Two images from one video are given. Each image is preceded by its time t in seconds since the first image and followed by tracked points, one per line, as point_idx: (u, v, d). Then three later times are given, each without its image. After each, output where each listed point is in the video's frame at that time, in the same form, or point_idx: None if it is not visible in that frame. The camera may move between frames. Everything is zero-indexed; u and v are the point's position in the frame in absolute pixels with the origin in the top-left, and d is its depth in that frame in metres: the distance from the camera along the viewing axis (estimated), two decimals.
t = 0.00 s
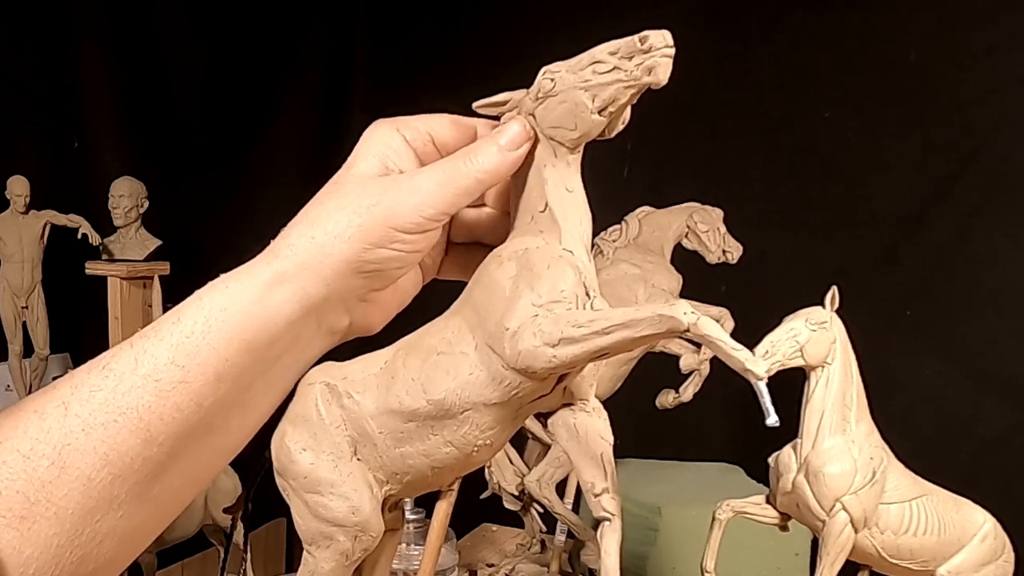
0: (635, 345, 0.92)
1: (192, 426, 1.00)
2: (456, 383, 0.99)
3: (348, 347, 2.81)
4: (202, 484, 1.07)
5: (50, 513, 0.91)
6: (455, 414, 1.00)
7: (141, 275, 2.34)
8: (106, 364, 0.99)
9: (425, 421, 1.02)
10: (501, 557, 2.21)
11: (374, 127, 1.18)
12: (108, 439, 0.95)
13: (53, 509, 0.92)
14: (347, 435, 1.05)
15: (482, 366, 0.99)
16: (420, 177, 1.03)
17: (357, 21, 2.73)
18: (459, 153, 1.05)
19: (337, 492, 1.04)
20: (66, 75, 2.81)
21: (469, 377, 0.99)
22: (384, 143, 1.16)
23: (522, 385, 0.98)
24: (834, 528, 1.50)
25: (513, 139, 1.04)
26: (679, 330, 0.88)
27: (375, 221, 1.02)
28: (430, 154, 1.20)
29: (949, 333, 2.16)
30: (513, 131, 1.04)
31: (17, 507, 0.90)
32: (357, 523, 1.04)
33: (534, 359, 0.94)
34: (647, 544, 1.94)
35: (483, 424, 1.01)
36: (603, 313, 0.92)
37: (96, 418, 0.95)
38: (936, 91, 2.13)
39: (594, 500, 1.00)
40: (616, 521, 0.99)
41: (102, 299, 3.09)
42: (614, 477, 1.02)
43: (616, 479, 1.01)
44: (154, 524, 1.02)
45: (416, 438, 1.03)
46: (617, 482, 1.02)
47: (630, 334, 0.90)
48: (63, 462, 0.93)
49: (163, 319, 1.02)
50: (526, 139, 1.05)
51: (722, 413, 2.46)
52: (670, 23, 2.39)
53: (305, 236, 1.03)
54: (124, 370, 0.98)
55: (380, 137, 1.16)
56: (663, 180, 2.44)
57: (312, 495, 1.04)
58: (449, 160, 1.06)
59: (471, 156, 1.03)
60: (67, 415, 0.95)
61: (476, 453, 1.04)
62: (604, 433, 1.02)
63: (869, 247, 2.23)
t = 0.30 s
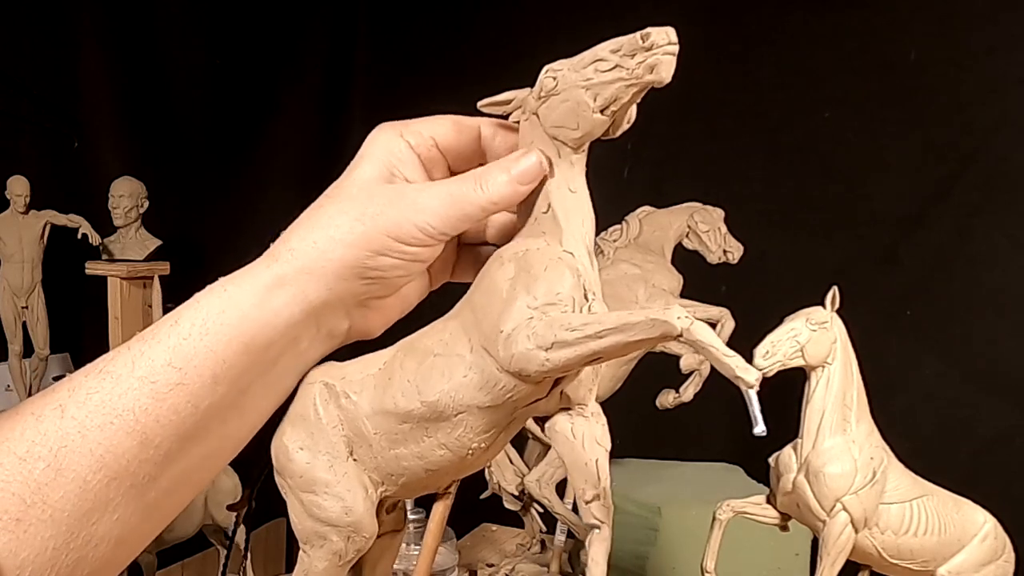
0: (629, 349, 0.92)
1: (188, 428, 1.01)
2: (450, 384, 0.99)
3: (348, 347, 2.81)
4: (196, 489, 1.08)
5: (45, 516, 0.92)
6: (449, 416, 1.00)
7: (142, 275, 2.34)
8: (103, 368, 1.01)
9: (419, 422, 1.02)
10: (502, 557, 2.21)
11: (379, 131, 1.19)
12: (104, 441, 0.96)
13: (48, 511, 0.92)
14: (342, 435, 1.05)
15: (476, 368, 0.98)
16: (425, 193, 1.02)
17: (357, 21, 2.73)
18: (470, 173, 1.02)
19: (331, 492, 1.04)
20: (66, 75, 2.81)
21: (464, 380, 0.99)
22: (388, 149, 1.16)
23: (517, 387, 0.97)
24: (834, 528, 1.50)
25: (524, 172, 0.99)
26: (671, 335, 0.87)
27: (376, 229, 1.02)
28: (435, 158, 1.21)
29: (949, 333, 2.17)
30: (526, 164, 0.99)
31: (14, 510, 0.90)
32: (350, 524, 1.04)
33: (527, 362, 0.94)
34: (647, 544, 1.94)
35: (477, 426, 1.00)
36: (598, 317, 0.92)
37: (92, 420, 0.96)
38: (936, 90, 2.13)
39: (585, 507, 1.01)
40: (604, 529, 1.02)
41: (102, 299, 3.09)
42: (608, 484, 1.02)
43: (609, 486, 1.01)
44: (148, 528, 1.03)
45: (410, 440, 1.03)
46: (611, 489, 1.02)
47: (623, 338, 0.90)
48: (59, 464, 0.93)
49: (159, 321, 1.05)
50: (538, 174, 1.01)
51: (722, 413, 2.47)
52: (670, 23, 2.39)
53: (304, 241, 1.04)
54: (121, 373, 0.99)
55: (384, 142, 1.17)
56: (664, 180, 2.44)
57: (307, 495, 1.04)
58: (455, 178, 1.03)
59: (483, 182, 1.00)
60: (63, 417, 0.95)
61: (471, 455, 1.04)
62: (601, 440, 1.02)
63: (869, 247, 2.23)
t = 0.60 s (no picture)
0: (629, 350, 0.92)
1: (182, 436, 1.02)
2: (450, 385, 0.99)
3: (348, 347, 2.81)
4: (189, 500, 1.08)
5: (38, 524, 0.92)
6: (449, 417, 1.00)
7: (142, 276, 2.34)
8: (97, 377, 1.02)
9: (419, 422, 1.01)
10: (502, 557, 2.21)
11: (380, 142, 1.18)
12: (97, 449, 0.97)
13: (41, 519, 0.93)
14: (343, 435, 1.05)
15: (476, 369, 0.98)
16: (428, 210, 1.04)
17: (357, 21, 2.73)
18: (473, 198, 1.04)
19: (331, 493, 1.04)
20: (66, 75, 2.82)
21: (463, 381, 0.99)
22: (389, 160, 1.16)
23: (517, 388, 0.97)
24: (834, 528, 1.50)
25: (530, 210, 1.00)
26: (672, 336, 0.87)
27: (375, 241, 1.05)
28: (437, 166, 1.20)
29: (949, 333, 2.16)
30: (532, 202, 1.00)
31: (5, 517, 0.91)
32: (350, 524, 1.04)
33: (527, 363, 0.94)
34: (647, 544, 1.94)
35: (477, 427, 1.00)
36: (597, 318, 0.92)
37: (85, 428, 0.97)
38: (936, 90, 2.13)
39: (585, 508, 1.01)
40: (604, 529, 1.02)
41: (102, 298, 3.09)
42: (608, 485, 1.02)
43: (609, 487, 1.01)
44: (143, 537, 1.04)
45: (410, 440, 1.03)
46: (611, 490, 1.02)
47: (623, 339, 0.90)
48: (53, 471, 0.94)
49: (154, 330, 1.06)
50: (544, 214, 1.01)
51: (722, 413, 2.47)
52: (670, 23, 2.39)
53: (300, 250, 1.06)
54: (115, 381, 1.01)
55: (386, 152, 1.16)
56: (664, 180, 2.45)
57: (307, 495, 1.04)
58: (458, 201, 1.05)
59: (488, 211, 1.01)
60: (57, 425, 0.97)
61: (471, 456, 1.04)
62: (601, 440, 1.02)
63: (869, 246, 2.23)
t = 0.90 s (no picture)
0: (631, 351, 0.91)
1: (178, 420, 0.97)
2: (451, 385, 0.99)
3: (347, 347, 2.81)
4: (186, 489, 1.03)
5: (34, 513, 0.87)
6: (450, 417, 1.00)
7: (142, 275, 2.34)
8: (91, 362, 0.97)
9: (420, 422, 1.01)
10: (502, 557, 2.21)
11: (392, 132, 1.17)
12: (92, 435, 0.92)
13: (36, 509, 0.88)
14: (344, 435, 1.05)
15: (478, 369, 0.98)
16: (438, 198, 1.02)
17: (357, 21, 2.73)
18: (487, 196, 1.01)
19: (332, 492, 1.04)
20: (66, 75, 2.82)
21: (464, 381, 0.99)
22: (401, 147, 1.15)
23: (517, 389, 0.97)
24: (835, 529, 1.50)
25: (544, 227, 0.99)
26: (673, 337, 0.88)
27: (379, 222, 1.01)
28: (448, 157, 1.20)
29: (949, 333, 2.16)
30: (549, 221, 0.99)
31: None
32: (350, 524, 1.04)
33: (528, 364, 0.94)
34: (647, 544, 1.94)
35: (477, 427, 1.00)
36: (598, 319, 0.92)
37: (79, 414, 0.92)
38: (936, 91, 2.13)
39: (585, 509, 1.01)
40: (604, 530, 1.02)
41: (102, 298, 3.09)
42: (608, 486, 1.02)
43: (610, 489, 1.01)
44: (140, 527, 0.99)
45: (411, 440, 1.03)
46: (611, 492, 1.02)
47: (625, 341, 0.90)
48: (47, 460, 0.89)
49: (150, 314, 1.01)
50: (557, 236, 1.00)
51: (721, 413, 2.47)
52: (670, 23, 2.39)
53: (300, 227, 1.01)
54: (108, 365, 0.96)
55: (397, 141, 1.16)
56: (664, 180, 2.45)
57: (308, 494, 1.04)
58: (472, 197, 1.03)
59: (502, 212, 0.99)
60: (50, 412, 0.92)
61: (472, 457, 1.04)
62: (602, 441, 1.02)
63: (869, 246, 2.23)
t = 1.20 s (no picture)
0: (611, 351, 0.92)
1: (168, 416, 0.96)
2: (437, 385, 0.99)
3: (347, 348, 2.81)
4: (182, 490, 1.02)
5: (25, 515, 0.87)
6: (435, 417, 1.00)
7: (142, 275, 2.34)
8: (83, 361, 0.96)
9: (407, 422, 1.02)
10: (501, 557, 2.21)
11: (398, 136, 1.19)
12: (83, 433, 0.91)
13: (28, 510, 0.87)
14: (334, 434, 1.06)
15: (463, 370, 0.98)
16: (431, 197, 1.01)
17: (357, 21, 2.73)
18: (480, 201, 1.01)
19: (320, 490, 1.04)
20: (66, 76, 2.84)
21: (450, 381, 0.99)
22: (405, 149, 1.17)
23: (502, 390, 0.97)
24: (835, 528, 1.50)
25: (535, 235, 0.98)
26: (650, 336, 0.88)
27: (369, 214, 1.00)
28: (453, 159, 1.20)
29: (948, 333, 2.16)
30: (539, 229, 0.98)
31: None
32: (338, 522, 1.04)
33: (510, 363, 0.94)
34: (647, 543, 1.94)
35: (463, 427, 1.00)
36: (578, 318, 0.92)
37: (70, 413, 0.92)
38: (936, 91, 2.13)
39: (564, 511, 1.00)
40: (583, 533, 1.00)
41: (102, 298, 3.09)
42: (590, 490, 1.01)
43: (592, 492, 1.00)
44: (137, 526, 0.98)
45: (398, 440, 1.03)
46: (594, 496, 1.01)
47: (604, 340, 0.90)
48: (38, 460, 0.89)
49: (142, 310, 1.00)
50: (546, 246, 0.99)
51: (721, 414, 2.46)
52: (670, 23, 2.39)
53: (289, 217, 1.00)
54: (99, 363, 0.95)
55: (401, 144, 1.17)
56: (663, 180, 2.45)
57: (298, 493, 1.05)
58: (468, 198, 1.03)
59: (493, 219, 0.99)
60: (42, 412, 0.91)
61: (460, 456, 1.04)
62: (589, 443, 1.02)
63: (869, 247, 2.23)
